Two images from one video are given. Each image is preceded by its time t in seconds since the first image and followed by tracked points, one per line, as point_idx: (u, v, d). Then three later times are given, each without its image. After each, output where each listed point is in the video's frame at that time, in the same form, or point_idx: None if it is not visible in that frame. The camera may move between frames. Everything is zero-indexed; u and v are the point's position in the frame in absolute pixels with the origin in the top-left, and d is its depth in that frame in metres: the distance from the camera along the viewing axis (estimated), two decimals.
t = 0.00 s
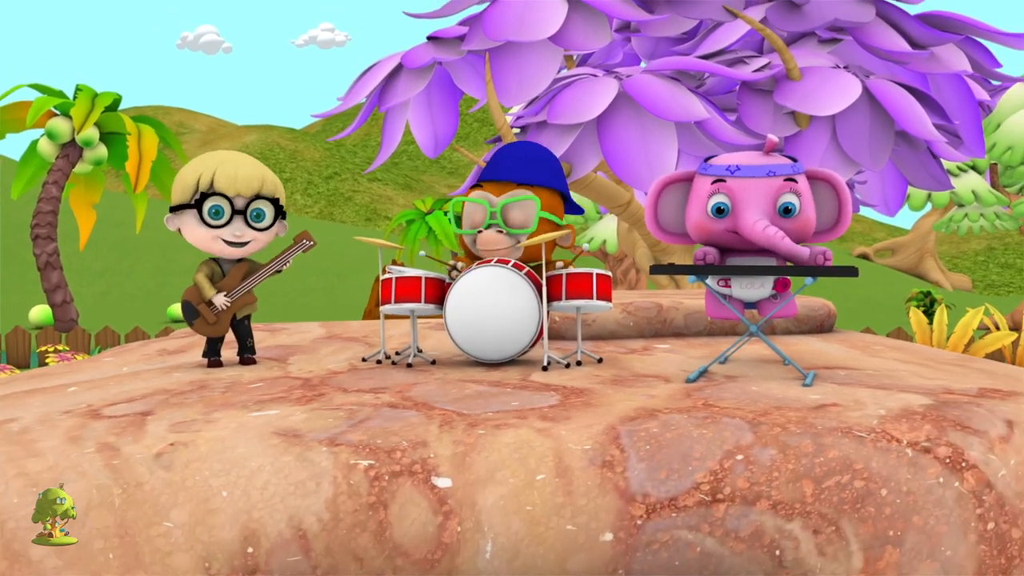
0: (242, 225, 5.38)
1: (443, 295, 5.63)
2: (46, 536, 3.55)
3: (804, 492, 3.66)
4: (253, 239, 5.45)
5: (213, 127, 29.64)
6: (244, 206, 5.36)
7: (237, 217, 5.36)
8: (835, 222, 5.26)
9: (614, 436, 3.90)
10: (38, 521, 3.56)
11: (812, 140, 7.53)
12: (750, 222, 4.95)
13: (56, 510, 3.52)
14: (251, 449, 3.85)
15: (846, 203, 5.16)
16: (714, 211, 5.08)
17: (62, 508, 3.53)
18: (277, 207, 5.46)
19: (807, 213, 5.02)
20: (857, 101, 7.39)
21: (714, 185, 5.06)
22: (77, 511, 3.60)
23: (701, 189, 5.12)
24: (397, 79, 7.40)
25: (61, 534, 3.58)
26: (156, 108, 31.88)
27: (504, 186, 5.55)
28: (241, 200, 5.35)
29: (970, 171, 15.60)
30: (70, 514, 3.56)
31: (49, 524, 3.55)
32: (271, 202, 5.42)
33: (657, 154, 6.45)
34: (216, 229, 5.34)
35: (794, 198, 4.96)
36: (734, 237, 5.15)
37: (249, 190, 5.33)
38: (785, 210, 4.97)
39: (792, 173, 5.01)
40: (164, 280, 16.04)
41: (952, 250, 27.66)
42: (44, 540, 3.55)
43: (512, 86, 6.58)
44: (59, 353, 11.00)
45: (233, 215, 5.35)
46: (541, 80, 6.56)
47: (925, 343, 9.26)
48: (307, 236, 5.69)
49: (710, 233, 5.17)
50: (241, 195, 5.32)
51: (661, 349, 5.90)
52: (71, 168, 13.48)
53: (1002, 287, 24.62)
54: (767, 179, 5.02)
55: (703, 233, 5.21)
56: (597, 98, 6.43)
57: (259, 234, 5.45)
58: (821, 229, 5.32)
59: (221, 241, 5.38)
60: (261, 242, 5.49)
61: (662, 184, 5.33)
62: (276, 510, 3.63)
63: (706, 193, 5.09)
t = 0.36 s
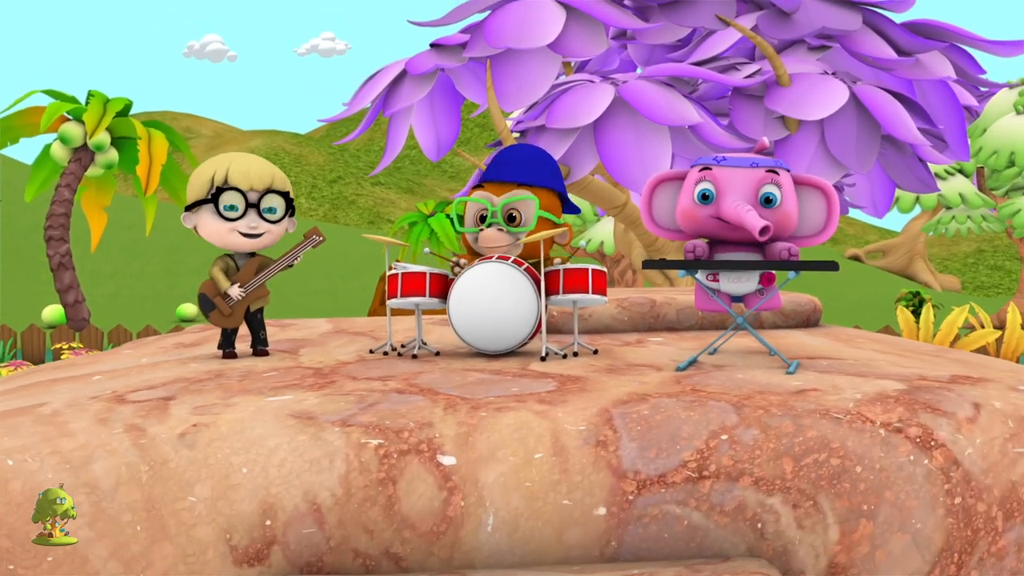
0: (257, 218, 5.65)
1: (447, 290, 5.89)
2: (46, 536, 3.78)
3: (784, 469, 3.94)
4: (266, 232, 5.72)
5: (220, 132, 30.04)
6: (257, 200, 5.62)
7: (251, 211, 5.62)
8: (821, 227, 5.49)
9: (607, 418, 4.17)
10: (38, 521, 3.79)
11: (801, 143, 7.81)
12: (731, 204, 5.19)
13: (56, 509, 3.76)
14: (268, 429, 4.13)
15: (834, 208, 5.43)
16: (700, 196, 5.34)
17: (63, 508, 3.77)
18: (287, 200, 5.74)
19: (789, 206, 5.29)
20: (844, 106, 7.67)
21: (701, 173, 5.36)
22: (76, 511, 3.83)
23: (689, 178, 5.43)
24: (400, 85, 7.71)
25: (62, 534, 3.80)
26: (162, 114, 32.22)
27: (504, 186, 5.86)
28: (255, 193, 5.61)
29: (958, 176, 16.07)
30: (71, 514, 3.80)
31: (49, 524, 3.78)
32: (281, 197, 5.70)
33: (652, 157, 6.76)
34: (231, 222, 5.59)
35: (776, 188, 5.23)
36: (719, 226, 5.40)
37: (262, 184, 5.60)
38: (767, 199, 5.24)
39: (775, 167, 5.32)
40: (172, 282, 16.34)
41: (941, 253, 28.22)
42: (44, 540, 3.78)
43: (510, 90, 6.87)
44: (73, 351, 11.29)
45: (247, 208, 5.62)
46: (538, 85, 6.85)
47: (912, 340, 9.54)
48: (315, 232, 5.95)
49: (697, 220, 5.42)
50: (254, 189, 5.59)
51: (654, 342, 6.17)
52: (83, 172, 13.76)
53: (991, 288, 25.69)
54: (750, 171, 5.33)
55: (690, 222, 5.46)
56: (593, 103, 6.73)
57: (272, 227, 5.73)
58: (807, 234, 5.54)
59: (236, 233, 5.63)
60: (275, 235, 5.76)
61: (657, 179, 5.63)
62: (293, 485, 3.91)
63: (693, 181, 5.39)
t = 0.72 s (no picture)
0: (270, 214, 5.94)
1: (450, 284, 6.20)
2: (47, 535, 4.06)
3: (765, 448, 4.24)
4: (279, 228, 5.99)
5: (226, 137, 30.46)
6: (270, 198, 5.91)
7: (264, 208, 5.91)
8: (807, 232, 5.77)
9: (601, 400, 4.47)
10: (38, 521, 4.06)
11: (790, 147, 8.11)
12: (707, 205, 5.53)
13: (57, 509, 4.03)
14: (285, 411, 4.42)
15: (821, 217, 5.70)
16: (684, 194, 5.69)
17: (63, 508, 4.03)
18: (299, 198, 6.04)
19: (766, 212, 5.58)
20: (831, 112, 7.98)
21: (690, 171, 5.69)
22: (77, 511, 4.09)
23: (680, 176, 5.75)
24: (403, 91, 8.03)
25: (61, 533, 4.07)
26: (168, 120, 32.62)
27: (500, 191, 6.15)
28: (268, 191, 5.91)
29: (941, 178, 17.24)
30: (70, 513, 4.06)
31: (49, 525, 4.05)
32: (293, 194, 5.99)
33: (645, 161, 7.06)
34: (246, 218, 5.89)
35: (756, 193, 5.53)
36: (700, 223, 5.75)
37: (274, 182, 5.91)
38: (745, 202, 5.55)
39: (759, 172, 5.61)
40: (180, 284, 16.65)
41: (930, 256, 28.79)
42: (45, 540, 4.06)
43: (511, 96, 7.17)
44: (87, 349, 11.61)
45: (261, 205, 5.91)
46: (537, 91, 7.16)
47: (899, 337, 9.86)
48: (324, 230, 6.25)
49: (680, 215, 5.80)
50: (267, 186, 5.89)
51: (647, 334, 6.47)
52: (96, 175, 14.11)
53: (979, 291, 26.26)
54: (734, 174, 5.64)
55: (677, 216, 5.82)
56: (590, 109, 7.04)
57: (284, 222, 6.00)
58: (791, 237, 5.83)
59: (251, 228, 5.91)
60: (287, 231, 6.03)
61: (660, 173, 5.96)
62: (308, 462, 4.21)
63: (683, 179, 5.72)
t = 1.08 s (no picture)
0: (284, 221, 6.24)
1: (453, 280, 6.53)
2: (47, 535, 4.42)
3: (747, 427, 4.56)
4: (293, 233, 6.30)
5: (233, 143, 30.96)
6: (284, 205, 6.21)
7: (278, 214, 6.21)
8: (785, 221, 6.12)
9: (595, 384, 4.79)
10: (39, 521, 4.41)
11: (779, 151, 8.45)
12: (703, 211, 5.85)
13: (56, 509, 4.38)
14: (300, 394, 4.74)
15: (795, 202, 6.03)
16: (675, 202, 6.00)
17: (61, 508, 4.38)
18: (312, 205, 6.32)
19: (756, 207, 5.92)
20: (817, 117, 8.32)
21: (676, 181, 6.02)
22: (76, 511, 4.44)
23: (666, 185, 6.08)
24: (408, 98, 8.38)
25: (61, 534, 4.44)
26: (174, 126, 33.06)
27: (489, 192, 6.55)
28: (282, 199, 6.20)
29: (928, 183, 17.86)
30: (68, 513, 4.41)
31: (49, 525, 4.41)
32: (307, 201, 6.28)
33: (639, 164, 7.41)
34: (261, 223, 6.19)
35: (742, 193, 5.87)
36: (692, 228, 6.07)
37: (289, 190, 6.18)
38: (734, 204, 5.89)
39: (742, 173, 5.96)
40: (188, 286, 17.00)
41: (919, 258, 29.36)
42: (45, 540, 4.43)
43: (511, 102, 7.52)
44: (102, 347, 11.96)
45: (275, 211, 6.20)
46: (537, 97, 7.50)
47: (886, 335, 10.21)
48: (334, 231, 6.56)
49: (670, 222, 6.10)
50: (282, 194, 6.17)
51: (640, 327, 6.80)
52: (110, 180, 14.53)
53: (965, 291, 26.76)
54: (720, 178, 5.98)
55: (668, 223, 6.13)
56: (587, 114, 7.39)
57: (297, 228, 6.30)
58: (772, 227, 6.19)
59: (265, 234, 6.22)
60: (299, 235, 6.34)
61: (640, 182, 6.29)
62: (323, 440, 4.54)
63: (670, 187, 6.04)
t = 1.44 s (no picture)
0: (295, 208, 6.60)
1: (456, 276, 6.88)
2: (48, 535, 4.81)
3: (730, 409, 4.92)
4: (305, 219, 6.67)
5: (241, 150, 31.48)
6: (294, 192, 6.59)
7: (290, 202, 6.57)
8: (766, 212, 6.45)
9: (589, 369, 5.14)
10: (40, 521, 4.79)
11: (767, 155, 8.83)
12: (699, 214, 6.22)
13: (56, 509, 4.75)
14: (315, 378, 5.10)
15: (773, 194, 6.38)
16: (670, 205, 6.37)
17: (62, 508, 4.75)
18: (318, 193, 6.73)
19: (744, 205, 6.29)
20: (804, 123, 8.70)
21: (668, 185, 6.38)
22: (75, 511, 4.81)
23: (658, 189, 6.44)
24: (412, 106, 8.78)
25: (61, 534, 4.82)
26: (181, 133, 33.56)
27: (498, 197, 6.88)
28: (292, 187, 6.59)
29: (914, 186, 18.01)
30: (69, 513, 4.78)
31: (50, 526, 4.79)
32: (314, 189, 6.69)
33: (633, 168, 7.78)
34: (275, 212, 6.54)
35: (731, 193, 6.24)
36: (686, 229, 6.43)
37: (296, 179, 6.59)
38: (725, 203, 6.25)
39: (730, 174, 6.32)
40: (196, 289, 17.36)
41: (908, 261, 29.87)
42: (46, 540, 4.82)
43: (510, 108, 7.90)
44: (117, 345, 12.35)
45: (287, 200, 6.57)
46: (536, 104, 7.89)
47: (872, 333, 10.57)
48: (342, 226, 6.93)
49: (665, 224, 6.47)
50: (291, 183, 6.57)
51: (633, 321, 7.16)
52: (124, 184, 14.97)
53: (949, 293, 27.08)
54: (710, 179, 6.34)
55: (662, 226, 6.50)
56: (584, 120, 7.78)
57: (309, 215, 6.68)
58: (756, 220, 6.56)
59: (280, 221, 6.56)
60: (312, 223, 6.70)
61: (628, 188, 6.65)
62: (337, 421, 4.89)
63: (663, 191, 6.40)
